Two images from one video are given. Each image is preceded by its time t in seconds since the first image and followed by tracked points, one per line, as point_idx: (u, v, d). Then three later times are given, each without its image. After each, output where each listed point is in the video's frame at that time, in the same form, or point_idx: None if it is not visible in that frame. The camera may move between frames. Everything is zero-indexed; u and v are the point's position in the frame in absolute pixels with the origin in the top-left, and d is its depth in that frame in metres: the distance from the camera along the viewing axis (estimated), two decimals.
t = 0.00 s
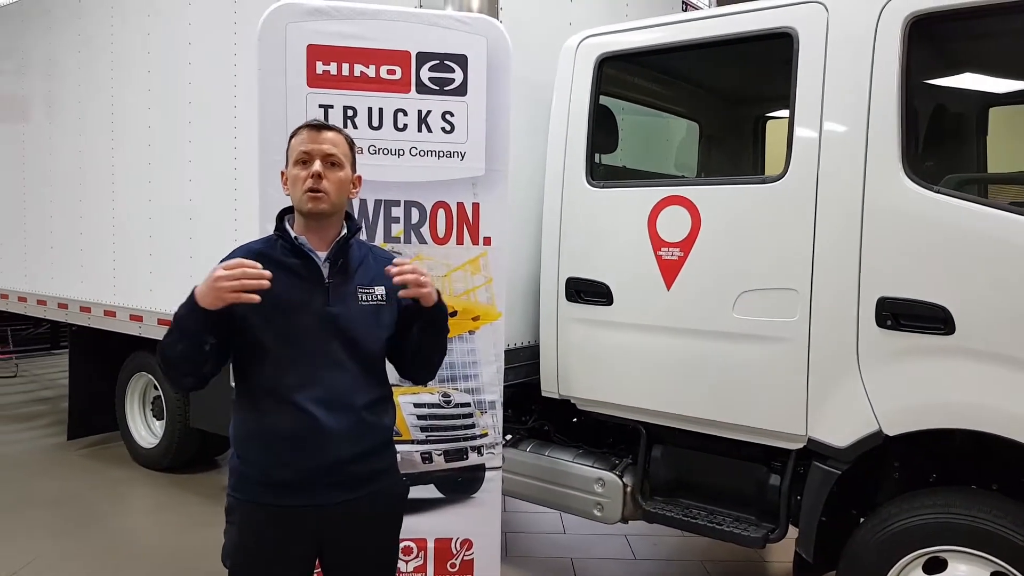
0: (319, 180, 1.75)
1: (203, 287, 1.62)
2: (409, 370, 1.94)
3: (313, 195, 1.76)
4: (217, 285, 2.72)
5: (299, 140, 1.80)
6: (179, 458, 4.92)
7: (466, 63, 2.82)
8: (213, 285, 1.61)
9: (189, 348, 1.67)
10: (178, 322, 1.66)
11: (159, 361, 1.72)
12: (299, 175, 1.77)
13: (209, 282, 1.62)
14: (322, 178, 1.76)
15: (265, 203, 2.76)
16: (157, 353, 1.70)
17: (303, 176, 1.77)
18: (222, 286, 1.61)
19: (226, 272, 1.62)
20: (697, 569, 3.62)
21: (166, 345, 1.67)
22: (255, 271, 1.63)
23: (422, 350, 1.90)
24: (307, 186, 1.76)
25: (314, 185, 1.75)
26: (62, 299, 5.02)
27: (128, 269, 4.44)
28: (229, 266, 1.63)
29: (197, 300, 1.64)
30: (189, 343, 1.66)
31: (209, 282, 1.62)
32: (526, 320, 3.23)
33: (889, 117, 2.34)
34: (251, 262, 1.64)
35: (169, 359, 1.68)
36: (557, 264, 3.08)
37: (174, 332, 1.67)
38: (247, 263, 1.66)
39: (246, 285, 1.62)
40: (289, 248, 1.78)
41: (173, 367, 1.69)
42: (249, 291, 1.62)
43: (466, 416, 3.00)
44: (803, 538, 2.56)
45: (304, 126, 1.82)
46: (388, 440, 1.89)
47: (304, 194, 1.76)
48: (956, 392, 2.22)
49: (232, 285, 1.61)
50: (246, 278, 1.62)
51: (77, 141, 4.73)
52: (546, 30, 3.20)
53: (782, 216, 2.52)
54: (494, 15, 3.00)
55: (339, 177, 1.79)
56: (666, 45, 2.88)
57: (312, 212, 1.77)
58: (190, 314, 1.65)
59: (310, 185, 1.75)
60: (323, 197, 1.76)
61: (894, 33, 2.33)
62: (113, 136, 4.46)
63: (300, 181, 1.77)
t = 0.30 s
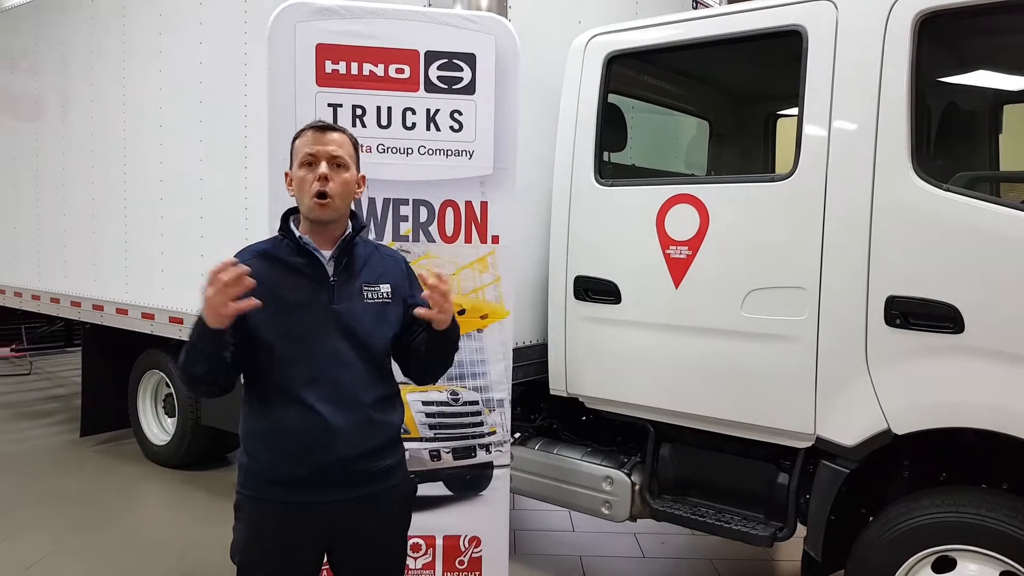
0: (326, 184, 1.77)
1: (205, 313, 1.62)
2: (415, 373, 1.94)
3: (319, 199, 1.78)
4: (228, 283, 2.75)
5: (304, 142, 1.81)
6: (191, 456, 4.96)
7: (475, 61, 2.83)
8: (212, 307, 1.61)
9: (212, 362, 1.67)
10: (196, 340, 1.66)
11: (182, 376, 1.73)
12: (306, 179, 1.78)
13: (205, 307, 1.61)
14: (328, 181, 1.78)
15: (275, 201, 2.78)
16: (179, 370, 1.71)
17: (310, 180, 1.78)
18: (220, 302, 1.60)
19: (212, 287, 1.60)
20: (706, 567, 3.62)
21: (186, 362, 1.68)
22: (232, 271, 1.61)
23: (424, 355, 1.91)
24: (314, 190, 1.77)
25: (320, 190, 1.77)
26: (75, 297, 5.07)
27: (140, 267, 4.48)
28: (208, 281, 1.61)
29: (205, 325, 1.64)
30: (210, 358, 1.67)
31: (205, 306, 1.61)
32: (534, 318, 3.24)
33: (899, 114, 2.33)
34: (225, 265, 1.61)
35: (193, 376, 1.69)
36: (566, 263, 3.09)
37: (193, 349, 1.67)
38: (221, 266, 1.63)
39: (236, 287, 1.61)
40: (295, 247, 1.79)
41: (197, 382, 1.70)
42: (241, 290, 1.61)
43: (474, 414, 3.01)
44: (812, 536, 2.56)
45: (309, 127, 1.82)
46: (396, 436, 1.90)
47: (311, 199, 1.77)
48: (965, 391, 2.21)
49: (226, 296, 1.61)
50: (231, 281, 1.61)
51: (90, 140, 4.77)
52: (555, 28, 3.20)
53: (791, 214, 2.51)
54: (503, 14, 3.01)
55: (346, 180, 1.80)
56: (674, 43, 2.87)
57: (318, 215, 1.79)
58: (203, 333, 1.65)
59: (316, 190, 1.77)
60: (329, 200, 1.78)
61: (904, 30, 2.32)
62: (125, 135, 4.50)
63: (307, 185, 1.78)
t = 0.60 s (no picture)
0: (322, 176, 1.78)
1: (242, 315, 1.65)
2: (416, 373, 1.94)
3: (319, 191, 1.79)
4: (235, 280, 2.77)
5: (299, 138, 1.82)
6: (198, 453, 4.98)
7: (479, 59, 2.84)
8: (252, 309, 1.64)
9: (237, 365, 1.70)
10: (222, 344, 1.68)
11: (202, 376, 1.74)
12: (303, 173, 1.79)
13: (246, 309, 1.64)
14: (326, 173, 1.79)
15: (281, 198, 2.79)
16: (200, 373, 1.73)
17: (307, 174, 1.79)
18: (262, 307, 1.64)
19: (257, 291, 1.64)
20: (710, 563, 3.63)
21: (210, 366, 1.70)
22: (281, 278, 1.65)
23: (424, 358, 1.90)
24: (311, 184, 1.78)
25: (318, 181, 1.78)
26: (82, 295, 5.09)
27: (147, 265, 4.51)
28: (254, 284, 1.65)
29: (240, 328, 1.67)
30: (235, 362, 1.70)
31: (245, 308, 1.64)
32: (539, 316, 3.25)
33: (902, 111, 2.33)
34: (272, 269, 1.65)
35: (215, 379, 1.71)
36: (571, 260, 3.10)
37: (218, 353, 1.69)
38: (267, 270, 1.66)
39: (282, 296, 1.66)
40: (300, 244, 1.82)
41: (219, 384, 1.72)
42: (285, 299, 1.66)
43: (479, 410, 3.02)
44: (815, 533, 2.56)
45: (303, 123, 1.83)
46: (400, 433, 1.91)
47: (309, 192, 1.79)
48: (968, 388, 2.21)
49: (269, 303, 1.65)
50: (276, 288, 1.65)
51: (97, 139, 4.80)
52: (559, 25, 3.21)
53: (795, 211, 2.52)
54: (508, 11, 3.01)
55: (343, 171, 1.82)
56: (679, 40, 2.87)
57: (320, 208, 1.81)
58: (235, 339, 1.67)
59: (314, 183, 1.78)
60: (329, 192, 1.79)
61: (909, 26, 2.32)
62: (132, 133, 4.53)
63: (304, 179, 1.80)
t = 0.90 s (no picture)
0: (318, 179, 1.78)
1: (237, 317, 1.65)
2: (412, 372, 1.95)
3: (314, 193, 1.79)
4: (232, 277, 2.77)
5: (295, 138, 1.82)
6: (195, 451, 4.98)
7: (475, 56, 2.84)
8: (246, 313, 1.65)
9: (232, 366, 1.71)
10: (216, 345, 1.68)
11: (196, 375, 1.74)
12: (299, 175, 1.79)
13: (241, 312, 1.65)
14: (321, 175, 1.79)
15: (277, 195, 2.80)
16: (195, 372, 1.74)
17: (302, 176, 1.80)
18: (257, 310, 1.65)
19: (252, 295, 1.65)
20: (707, 560, 3.64)
21: (205, 366, 1.70)
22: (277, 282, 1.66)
23: (419, 357, 1.91)
24: (307, 186, 1.79)
25: (313, 184, 1.78)
26: (78, 292, 5.08)
27: (143, 262, 4.50)
28: (250, 287, 1.65)
29: (234, 329, 1.67)
30: (230, 362, 1.70)
31: (241, 311, 1.65)
32: (535, 313, 3.26)
33: (896, 108, 2.34)
34: (268, 274, 1.65)
35: (211, 378, 1.72)
36: (567, 257, 3.10)
37: (213, 353, 1.69)
38: (262, 273, 1.67)
39: (277, 300, 1.66)
40: (295, 242, 1.82)
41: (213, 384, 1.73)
42: (281, 303, 1.66)
43: (475, 407, 3.03)
44: (810, 528, 2.57)
45: (299, 124, 1.83)
46: (394, 430, 1.92)
47: (304, 194, 1.79)
48: (961, 384, 2.22)
49: (265, 307, 1.65)
50: (272, 292, 1.66)
51: (93, 136, 4.79)
52: (556, 22, 3.21)
53: (790, 209, 2.52)
54: (504, 8, 3.01)
55: (339, 172, 1.82)
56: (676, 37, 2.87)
57: (316, 210, 1.81)
58: (229, 340, 1.67)
59: (309, 186, 1.78)
60: (324, 194, 1.79)
61: (903, 23, 2.32)
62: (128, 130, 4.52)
63: (299, 180, 1.80)
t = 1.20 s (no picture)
0: (307, 180, 1.78)
1: (227, 310, 1.65)
2: (403, 371, 1.95)
3: (305, 194, 1.79)
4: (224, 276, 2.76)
5: (283, 139, 1.82)
6: (188, 450, 4.97)
7: (467, 55, 2.83)
8: (235, 305, 1.64)
9: (220, 360, 1.70)
10: (207, 339, 1.68)
11: (186, 373, 1.74)
12: (288, 176, 1.79)
13: (230, 304, 1.64)
14: (311, 176, 1.79)
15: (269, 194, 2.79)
16: (184, 368, 1.73)
17: (292, 177, 1.79)
18: (246, 302, 1.64)
19: (241, 287, 1.64)
20: (700, 559, 3.65)
21: (195, 361, 1.70)
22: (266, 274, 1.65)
23: (406, 354, 1.91)
24: (297, 187, 1.79)
25: (304, 185, 1.78)
26: (72, 292, 5.06)
27: (136, 262, 4.49)
28: (240, 280, 1.65)
29: (224, 322, 1.67)
30: (220, 356, 1.70)
31: (230, 303, 1.64)
32: (528, 312, 3.26)
33: (886, 108, 2.34)
34: (258, 266, 1.65)
35: (201, 374, 1.71)
36: (559, 257, 3.10)
37: (203, 348, 1.69)
38: (253, 266, 1.66)
39: (266, 292, 1.65)
40: (285, 241, 1.82)
41: (203, 380, 1.72)
42: (270, 295, 1.65)
43: (467, 406, 3.03)
44: (801, 527, 2.58)
45: (286, 124, 1.83)
46: (384, 429, 1.92)
47: (295, 195, 1.79)
48: (950, 383, 2.23)
49: (253, 298, 1.64)
50: (261, 284, 1.65)
51: (86, 135, 4.77)
52: (548, 22, 3.21)
53: (781, 208, 2.53)
54: (496, 8, 3.01)
55: (328, 172, 1.82)
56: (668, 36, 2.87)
57: (306, 210, 1.81)
58: (219, 334, 1.67)
59: (300, 186, 1.78)
60: (314, 194, 1.79)
61: (893, 23, 2.33)
62: (121, 129, 4.51)
63: (289, 181, 1.80)
